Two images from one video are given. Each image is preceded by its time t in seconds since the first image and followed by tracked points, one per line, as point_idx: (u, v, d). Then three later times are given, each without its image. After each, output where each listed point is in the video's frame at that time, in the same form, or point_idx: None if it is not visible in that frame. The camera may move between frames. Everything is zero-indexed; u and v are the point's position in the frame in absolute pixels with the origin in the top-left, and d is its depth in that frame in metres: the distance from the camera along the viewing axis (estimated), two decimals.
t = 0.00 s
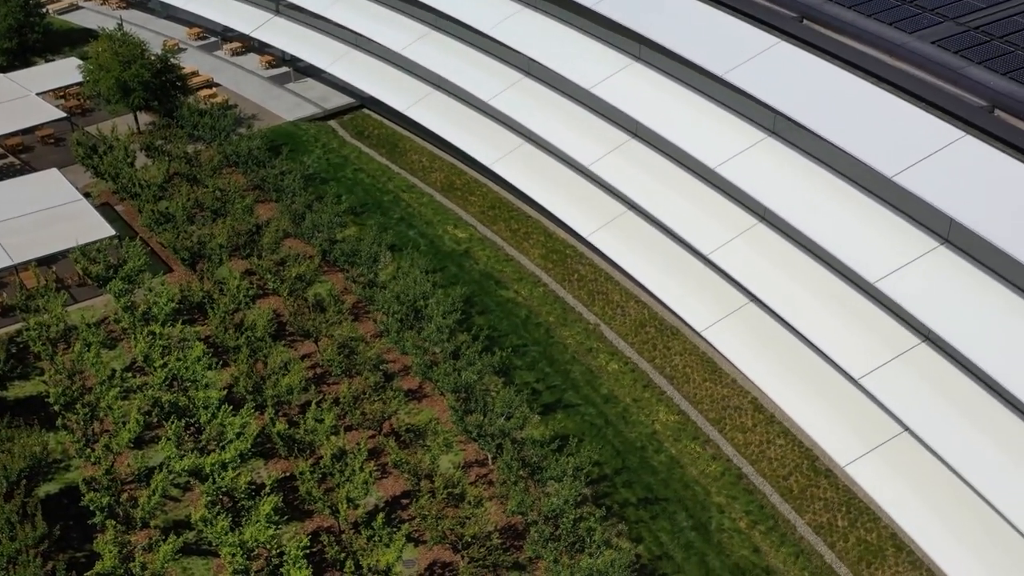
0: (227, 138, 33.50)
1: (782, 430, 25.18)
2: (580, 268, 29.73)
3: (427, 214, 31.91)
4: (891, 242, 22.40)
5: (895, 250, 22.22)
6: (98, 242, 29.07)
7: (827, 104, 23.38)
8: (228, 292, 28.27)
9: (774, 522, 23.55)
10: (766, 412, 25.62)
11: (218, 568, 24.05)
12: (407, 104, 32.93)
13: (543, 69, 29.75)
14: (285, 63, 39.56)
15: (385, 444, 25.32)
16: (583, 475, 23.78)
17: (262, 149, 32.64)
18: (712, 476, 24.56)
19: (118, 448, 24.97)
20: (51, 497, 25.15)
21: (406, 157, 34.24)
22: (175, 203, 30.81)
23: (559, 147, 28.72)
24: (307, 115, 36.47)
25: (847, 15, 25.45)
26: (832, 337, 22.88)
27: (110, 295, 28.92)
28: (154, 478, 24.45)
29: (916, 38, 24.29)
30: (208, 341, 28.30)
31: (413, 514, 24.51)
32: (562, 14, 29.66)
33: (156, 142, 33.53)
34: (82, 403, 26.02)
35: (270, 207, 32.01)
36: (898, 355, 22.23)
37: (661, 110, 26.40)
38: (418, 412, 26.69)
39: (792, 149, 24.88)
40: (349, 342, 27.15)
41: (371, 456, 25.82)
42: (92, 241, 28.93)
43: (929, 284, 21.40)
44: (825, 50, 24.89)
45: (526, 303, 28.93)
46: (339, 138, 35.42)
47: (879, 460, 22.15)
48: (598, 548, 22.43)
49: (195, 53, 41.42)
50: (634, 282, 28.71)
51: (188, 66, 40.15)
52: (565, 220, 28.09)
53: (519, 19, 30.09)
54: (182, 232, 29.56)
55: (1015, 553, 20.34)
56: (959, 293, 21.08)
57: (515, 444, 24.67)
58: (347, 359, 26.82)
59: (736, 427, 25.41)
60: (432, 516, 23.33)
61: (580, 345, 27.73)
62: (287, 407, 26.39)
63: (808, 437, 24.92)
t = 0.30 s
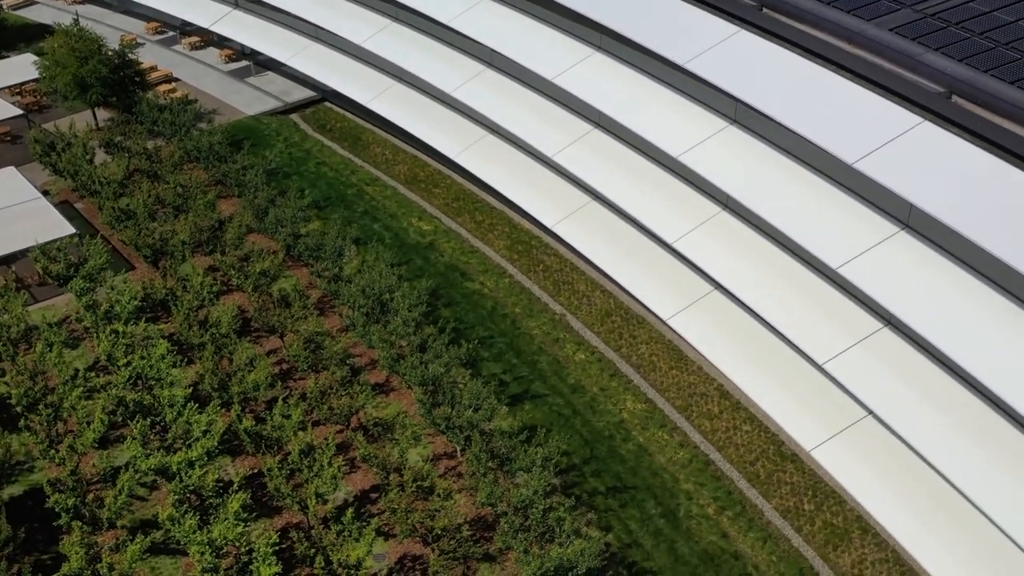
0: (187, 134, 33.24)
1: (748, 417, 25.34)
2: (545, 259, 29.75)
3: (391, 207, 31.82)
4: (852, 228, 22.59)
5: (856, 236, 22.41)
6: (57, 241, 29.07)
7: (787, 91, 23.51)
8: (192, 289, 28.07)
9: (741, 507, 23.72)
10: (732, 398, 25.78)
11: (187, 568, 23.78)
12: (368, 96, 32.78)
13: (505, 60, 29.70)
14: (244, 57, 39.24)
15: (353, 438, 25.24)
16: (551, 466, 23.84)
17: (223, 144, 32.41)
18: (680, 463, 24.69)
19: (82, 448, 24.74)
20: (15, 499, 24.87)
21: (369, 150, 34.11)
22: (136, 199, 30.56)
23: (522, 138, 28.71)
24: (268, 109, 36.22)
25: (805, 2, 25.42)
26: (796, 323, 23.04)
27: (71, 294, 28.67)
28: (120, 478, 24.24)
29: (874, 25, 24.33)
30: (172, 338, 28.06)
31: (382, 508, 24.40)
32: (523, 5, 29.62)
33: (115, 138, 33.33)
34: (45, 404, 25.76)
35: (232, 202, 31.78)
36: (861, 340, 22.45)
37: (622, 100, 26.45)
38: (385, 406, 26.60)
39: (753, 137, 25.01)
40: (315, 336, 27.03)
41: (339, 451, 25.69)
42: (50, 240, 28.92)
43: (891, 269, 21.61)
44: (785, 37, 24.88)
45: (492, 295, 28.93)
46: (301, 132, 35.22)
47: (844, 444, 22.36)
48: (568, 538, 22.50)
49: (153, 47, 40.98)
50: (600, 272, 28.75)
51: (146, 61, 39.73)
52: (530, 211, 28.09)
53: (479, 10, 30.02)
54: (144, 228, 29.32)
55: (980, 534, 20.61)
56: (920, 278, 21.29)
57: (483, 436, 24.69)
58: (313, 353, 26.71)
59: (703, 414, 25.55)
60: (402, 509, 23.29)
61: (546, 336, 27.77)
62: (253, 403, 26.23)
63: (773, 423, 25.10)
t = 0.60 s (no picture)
0: (146, 130, 32.92)
1: (714, 403, 25.49)
2: (510, 250, 29.75)
3: (354, 200, 31.69)
4: (813, 214, 22.78)
5: (818, 222, 22.59)
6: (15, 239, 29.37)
7: (747, 79, 23.65)
8: (154, 286, 27.84)
9: (709, 494, 23.88)
10: (698, 385, 25.92)
11: (154, 567, 23.55)
12: (329, 90, 32.60)
13: (466, 52, 29.65)
14: (203, 51, 38.87)
15: (320, 433, 25.12)
16: (519, 457, 23.88)
17: (182, 139, 32.15)
18: (647, 451, 24.82)
19: (45, 450, 24.48)
20: None
21: (331, 143, 33.93)
22: (95, 197, 30.26)
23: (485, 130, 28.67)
24: (228, 103, 35.93)
25: None
26: (759, 309, 23.22)
27: (31, 294, 28.36)
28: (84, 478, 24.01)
29: (831, 12, 24.84)
30: (135, 336, 27.79)
31: (351, 503, 24.32)
32: None
33: (72, 135, 32.97)
34: (6, 405, 25.47)
35: (193, 198, 31.50)
36: (824, 325, 22.64)
37: (583, 90, 26.46)
38: (352, 400, 26.50)
39: (714, 125, 25.15)
40: (280, 332, 26.89)
41: (306, 447, 25.56)
42: (11, 240, 28.98)
43: (852, 254, 21.81)
44: (744, 25, 25.04)
45: (458, 287, 28.89)
46: (262, 126, 34.98)
47: (809, 428, 22.56)
48: (537, 528, 22.56)
49: (109, 43, 40.47)
50: (564, 262, 28.78)
51: (102, 57, 39.24)
52: (494, 202, 28.08)
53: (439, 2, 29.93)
54: (104, 226, 29.04)
55: (944, 514, 20.90)
56: (882, 262, 21.51)
57: (451, 428, 24.68)
58: (279, 349, 26.56)
59: (669, 402, 25.68)
60: (370, 503, 23.23)
61: (512, 327, 27.79)
62: (219, 400, 26.04)
63: (739, 409, 25.26)
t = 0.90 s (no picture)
0: (99, 126, 32.55)
1: (676, 389, 25.64)
2: (471, 241, 29.72)
3: (312, 193, 31.51)
4: (769, 199, 22.96)
5: (775, 207, 22.77)
6: None
7: (703, 66, 23.76)
8: (111, 284, 27.53)
9: (673, 479, 24.04)
10: (660, 372, 26.04)
11: (118, 567, 23.26)
12: (285, 83, 32.34)
13: (422, 43, 29.55)
14: (155, 46, 38.39)
15: (283, 429, 24.95)
16: (484, 447, 23.88)
17: (136, 135, 31.84)
18: (611, 438, 24.92)
19: (3, 452, 24.16)
20: None
21: (288, 137, 33.70)
22: (49, 195, 29.90)
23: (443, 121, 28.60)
24: (182, 98, 35.56)
25: None
26: (719, 294, 23.39)
27: None
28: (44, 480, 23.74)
29: None
30: (92, 335, 27.47)
31: (316, 498, 24.18)
32: None
33: (23, 133, 32.54)
34: None
35: (149, 195, 31.18)
36: (784, 310, 22.82)
37: (540, 80, 26.47)
38: (315, 395, 26.37)
39: (671, 112, 25.25)
40: (240, 328, 26.70)
41: (270, 442, 25.40)
42: None
43: (809, 239, 22.01)
44: (699, 12, 25.21)
45: (419, 280, 28.81)
46: (217, 120, 34.66)
47: (771, 412, 22.74)
48: (503, 518, 22.58)
49: (59, 38, 39.85)
50: (524, 251, 28.80)
51: (52, 52, 38.66)
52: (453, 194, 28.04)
53: None
54: (58, 224, 28.71)
55: (906, 493, 21.19)
56: (839, 246, 21.73)
57: (415, 420, 24.63)
58: (239, 345, 26.37)
59: (632, 389, 25.80)
60: (335, 498, 23.14)
61: (474, 318, 27.77)
62: (179, 398, 25.81)
63: (701, 394, 25.42)
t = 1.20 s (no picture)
0: (56, 124, 32.20)
1: (643, 377, 25.76)
2: (436, 233, 29.66)
3: (274, 188, 31.31)
4: (731, 186, 23.10)
5: (738, 194, 22.91)
6: None
7: (663, 55, 23.83)
8: (71, 282, 27.23)
9: (641, 467, 24.16)
10: (626, 360, 26.14)
11: (85, 568, 23.01)
12: (245, 78, 32.09)
13: (382, 35, 29.42)
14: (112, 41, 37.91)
15: (250, 426, 24.78)
16: (453, 439, 23.88)
17: (94, 132, 31.54)
18: (579, 427, 25.00)
19: None
20: None
21: (249, 131, 33.47)
22: (6, 194, 29.55)
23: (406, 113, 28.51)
24: (140, 94, 35.19)
25: None
26: (683, 282, 23.51)
27: None
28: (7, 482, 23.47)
29: None
30: (54, 335, 27.16)
31: (285, 494, 24.06)
32: None
33: None
34: None
35: (109, 192, 30.86)
36: (747, 296, 22.98)
37: (501, 71, 26.44)
38: (281, 390, 26.22)
39: (633, 101, 25.31)
40: (204, 325, 26.51)
41: (237, 439, 25.24)
42: None
43: (771, 226, 22.16)
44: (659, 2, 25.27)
45: (384, 273, 28.71)
46: (176, 116, 34.33)
47: (738, 399, 22.89)
48: (473, 509, 22.60)
49: (13, 34, 39.24)
50: (489, 242, 28.80)
51: (6, 49, 38.10)
52: (417, 186, 27.97)
53: None
54: (16, 223, 28.40)
55: (872, 477, 21.37)
56: (800, 232, 21.91)
57: (383, 414, 24.58)
58: (204, 342, 26.18)
59: (599, 377, 25.89)
60: (304, 493, 23.06)
61: (441, 310, 27.73)
62: (144, 397, 25.57)
63: (667, 382, 25.56)
